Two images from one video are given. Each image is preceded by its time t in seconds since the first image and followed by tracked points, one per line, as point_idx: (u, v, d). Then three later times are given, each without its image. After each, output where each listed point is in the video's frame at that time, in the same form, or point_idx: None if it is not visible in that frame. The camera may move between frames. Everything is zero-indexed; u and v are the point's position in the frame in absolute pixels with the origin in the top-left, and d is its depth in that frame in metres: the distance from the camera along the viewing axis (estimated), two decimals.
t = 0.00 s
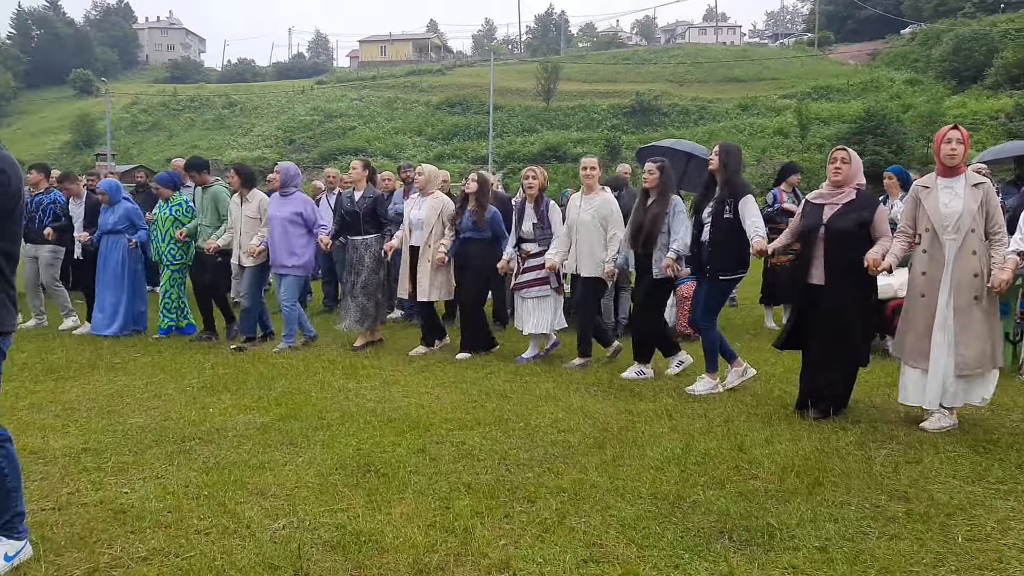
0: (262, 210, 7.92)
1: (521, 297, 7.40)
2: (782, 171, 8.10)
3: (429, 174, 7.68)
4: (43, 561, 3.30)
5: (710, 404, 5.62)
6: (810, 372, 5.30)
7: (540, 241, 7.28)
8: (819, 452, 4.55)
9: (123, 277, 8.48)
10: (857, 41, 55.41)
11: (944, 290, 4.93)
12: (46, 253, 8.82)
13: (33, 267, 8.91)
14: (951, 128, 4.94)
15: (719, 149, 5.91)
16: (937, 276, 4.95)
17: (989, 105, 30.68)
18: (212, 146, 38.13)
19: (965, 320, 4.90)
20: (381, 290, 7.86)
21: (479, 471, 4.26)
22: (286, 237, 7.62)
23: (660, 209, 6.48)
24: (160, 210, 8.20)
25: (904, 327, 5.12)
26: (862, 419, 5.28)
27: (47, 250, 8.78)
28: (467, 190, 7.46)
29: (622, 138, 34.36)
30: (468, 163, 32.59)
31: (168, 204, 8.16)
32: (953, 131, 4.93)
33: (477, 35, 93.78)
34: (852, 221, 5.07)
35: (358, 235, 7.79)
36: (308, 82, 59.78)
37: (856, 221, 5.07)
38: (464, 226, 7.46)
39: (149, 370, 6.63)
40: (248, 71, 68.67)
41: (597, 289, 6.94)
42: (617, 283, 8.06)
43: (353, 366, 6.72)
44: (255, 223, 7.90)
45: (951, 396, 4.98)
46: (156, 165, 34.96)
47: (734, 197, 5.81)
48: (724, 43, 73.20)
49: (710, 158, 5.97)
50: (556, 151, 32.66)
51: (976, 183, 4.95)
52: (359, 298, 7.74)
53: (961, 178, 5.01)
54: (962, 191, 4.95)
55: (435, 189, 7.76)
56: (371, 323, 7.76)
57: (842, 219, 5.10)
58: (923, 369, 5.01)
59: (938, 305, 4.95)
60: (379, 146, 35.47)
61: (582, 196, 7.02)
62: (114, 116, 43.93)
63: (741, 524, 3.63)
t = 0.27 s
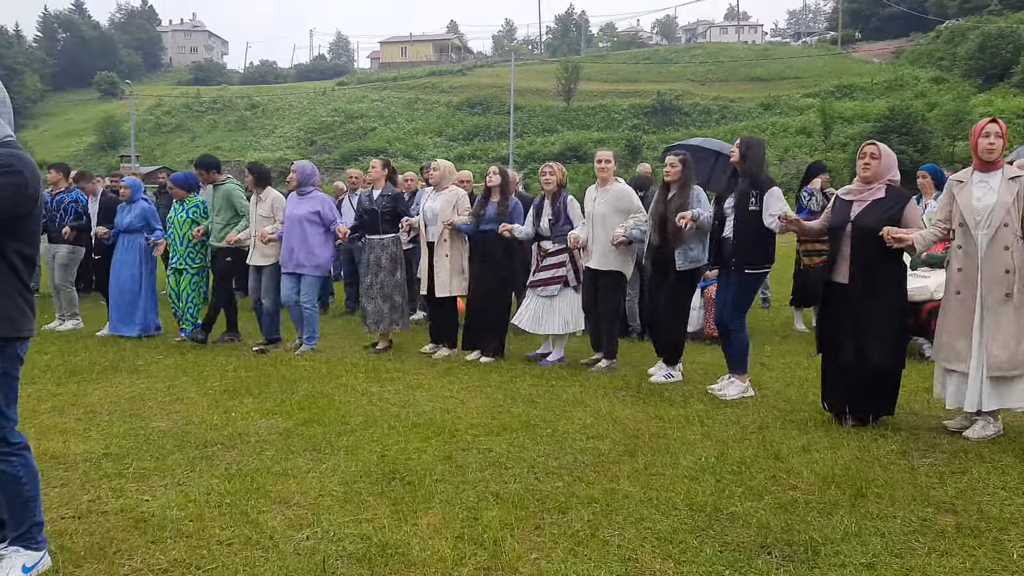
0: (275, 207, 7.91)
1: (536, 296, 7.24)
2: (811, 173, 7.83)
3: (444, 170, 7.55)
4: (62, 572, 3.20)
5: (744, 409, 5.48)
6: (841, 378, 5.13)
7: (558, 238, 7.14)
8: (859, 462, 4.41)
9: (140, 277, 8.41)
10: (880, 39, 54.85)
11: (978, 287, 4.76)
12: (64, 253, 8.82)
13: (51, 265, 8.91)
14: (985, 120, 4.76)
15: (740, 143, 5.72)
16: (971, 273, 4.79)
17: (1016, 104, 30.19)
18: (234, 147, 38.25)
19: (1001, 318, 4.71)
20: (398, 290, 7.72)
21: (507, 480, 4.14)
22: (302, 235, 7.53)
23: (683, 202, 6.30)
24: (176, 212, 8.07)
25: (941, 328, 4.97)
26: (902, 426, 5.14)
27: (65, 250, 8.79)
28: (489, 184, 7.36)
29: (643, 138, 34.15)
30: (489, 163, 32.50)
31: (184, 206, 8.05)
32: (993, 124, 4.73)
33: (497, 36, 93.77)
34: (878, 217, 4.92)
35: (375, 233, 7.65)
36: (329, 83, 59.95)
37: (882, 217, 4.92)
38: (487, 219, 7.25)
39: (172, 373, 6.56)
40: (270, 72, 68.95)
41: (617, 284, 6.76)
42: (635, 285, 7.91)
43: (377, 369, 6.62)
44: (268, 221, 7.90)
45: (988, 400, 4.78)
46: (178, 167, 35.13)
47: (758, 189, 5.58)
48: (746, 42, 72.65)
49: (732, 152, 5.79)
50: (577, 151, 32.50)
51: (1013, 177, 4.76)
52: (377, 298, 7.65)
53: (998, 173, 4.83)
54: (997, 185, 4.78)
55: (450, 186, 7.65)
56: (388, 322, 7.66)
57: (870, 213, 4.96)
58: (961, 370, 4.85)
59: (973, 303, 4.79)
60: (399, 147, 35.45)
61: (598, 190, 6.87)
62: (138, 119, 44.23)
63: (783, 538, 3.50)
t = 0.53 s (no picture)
0: (285, 209, 7.79)
1: (559, 299, 7.15)
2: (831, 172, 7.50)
3: (452, 175, 7.45)
4: None
5: (768, 414, 5.33)
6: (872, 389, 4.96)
7: (575, 243, 7.04)
8: (890, 470, 4.27)
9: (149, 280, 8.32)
10: (894, 38, 54.47)
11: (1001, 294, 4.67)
12: (77, 253, 8.79)
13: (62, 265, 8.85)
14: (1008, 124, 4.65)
15: (759, 148, 5.61)
16: (993, 280, 4.70)
17: None
18: (246, 147, 38.25)
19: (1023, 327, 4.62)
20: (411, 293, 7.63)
21: (528, 488, 4.02)
22: (315, 240, 7.46)
23: (699, 208, 6.24)
24: (185, 211, 7.99)
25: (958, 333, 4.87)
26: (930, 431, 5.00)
27: (78, 250, 8.76)
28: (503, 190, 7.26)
29: (656, 137, 33.97)
30: (501, 162, 32.36)
31: (193, 206, 7.98)
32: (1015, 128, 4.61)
33: (509, 35, 93.68)
34: (900, 223, 4.76)
35: (384, 237, 7.55)
36: (341, 83, 59.95)
37: (903, 223, 4.76)
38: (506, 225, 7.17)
39: (184, 375, 6.47)
40: (282, 72, 69.02)
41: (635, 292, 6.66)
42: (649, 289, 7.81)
43: (391, 372, 6.50)
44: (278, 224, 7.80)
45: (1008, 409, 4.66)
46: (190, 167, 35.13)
47: (782, 199, 5.50)
48: (759, 41, 72.28)
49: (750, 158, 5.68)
50: (589, 151, 32.34)
51: None
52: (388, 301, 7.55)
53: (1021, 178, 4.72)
54: (1018, 191, 4.68)
55: (458, 191, 7.51)
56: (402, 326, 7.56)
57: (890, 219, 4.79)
58: (980, 379, 4.75)
59: (993, 311, 4.70)
60: (411, 146, 35.36)
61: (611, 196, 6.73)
62: (150, 118, 44.29)
63: (816, 550, 3.37)
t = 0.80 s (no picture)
0: (286, 209, 7.67)
1: (559, 299, 7.02)
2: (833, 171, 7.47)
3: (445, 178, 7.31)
4: None
5: (778, 418, 5.22)
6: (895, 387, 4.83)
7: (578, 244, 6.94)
8: (904, 475, 4.15)
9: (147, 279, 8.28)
10: (890, 39, 54.50)
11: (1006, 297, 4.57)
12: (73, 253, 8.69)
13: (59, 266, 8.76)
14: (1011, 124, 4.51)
15: (766, 150, 5.53)
16: (998, 283, 4.58)
17: None
18: (242, 146, 38.14)
19: None
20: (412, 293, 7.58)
21: (537, 495, 3.93)
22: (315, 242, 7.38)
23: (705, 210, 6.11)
24: (180, 211, 7.91)
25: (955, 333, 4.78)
26: (942, 436, 4.87)
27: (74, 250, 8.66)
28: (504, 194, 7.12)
29: (654, 137, 33.90)
30: (499, 163, 32.27)
31: (190, 206, 7.89)
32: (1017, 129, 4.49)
33: (506, 36, 93.64)
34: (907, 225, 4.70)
35: (380, 237, 7.47)
36: (338, 82, 59.84)
37: (910, 222, 4.70)
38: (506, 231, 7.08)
39: (182, 377, 6.37)
40: (279, 72, 68.89)
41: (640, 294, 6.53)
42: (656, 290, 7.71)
43: (393, 375, 6.39)
44: (279, 224, 7.64)
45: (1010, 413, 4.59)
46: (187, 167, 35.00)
47: (788, 199, 5.48)
48: (755, 42, 72.25)
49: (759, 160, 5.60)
50: (587, 151, 32.26)
51: None
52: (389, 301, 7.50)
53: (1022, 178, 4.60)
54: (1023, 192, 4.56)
55: (452, 195, 7.37)
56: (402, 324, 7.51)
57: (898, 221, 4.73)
58: (978, 382, 4.67)
59: (994, 313, 4.60)
60: (408, 146, 35.26)
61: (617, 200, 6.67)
62: (147, 118, 44.14)
63: (834, 560, 3.27)
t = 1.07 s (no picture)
0: (279, 207, 7.56)
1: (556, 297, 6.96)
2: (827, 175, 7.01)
3: (435, 171, 7.28)
4: None
5: (777, 420, 5.16)
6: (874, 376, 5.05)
7: (574, 240, 6.84)
8: (907, 478, 4.09)
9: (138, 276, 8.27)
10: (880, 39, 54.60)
11: (989, 291, 4.59)
12: (68, 253, 8.66)
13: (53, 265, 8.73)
14: (992, 122, 4.60)
15: (768, 145, 5.53)
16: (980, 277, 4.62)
17: (1019, 104, 29.89)
18: (232, 146, 37.94)
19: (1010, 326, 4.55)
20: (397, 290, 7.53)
21: (537, 501, 3.87)
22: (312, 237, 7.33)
23: (705, 204, 6.10)
24: (172, 209, 7.90)
25: (947, 329, 4.78)
26: (944, 437, 4.79)
27: (69, 249, 8.62)
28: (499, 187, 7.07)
29: (645, 137, 33.86)
30: (490, 162, 32.17)
31: (180, 204, 7.88)
32: (998, 127, 4.56)
33: (497, 36, 93.46)
34: (885, 218, 4.87)
35: (368, 234, 7.40)
36: (328, 81, 59.56)
37: (889, 216, 4.87)
38: (500, 221, 7.06)
39: (174, 380, 6.28)
40: (268, 71, 68.54)
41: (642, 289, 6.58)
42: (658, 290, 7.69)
43: (387, 377, 6.31)
44: (271, 221, 7.55)
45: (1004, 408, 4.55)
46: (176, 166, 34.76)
47: (793, 192, 5.44)
48: (746, 41, 72.28)
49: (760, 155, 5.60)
50: (578, 150, 32.18)
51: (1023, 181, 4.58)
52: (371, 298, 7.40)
53: (1007, 176, 4.65)
54: (1006, 189, 4.60)
55: (441, 186, 7.36)
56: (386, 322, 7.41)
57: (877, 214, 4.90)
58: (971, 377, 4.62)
59: (984, 308, 4.61)
60: (399, 146, 35.13)
61: (617, 195, 6.62)
62: (135, 117, 43.84)
63: (842, 569, 3.21)
